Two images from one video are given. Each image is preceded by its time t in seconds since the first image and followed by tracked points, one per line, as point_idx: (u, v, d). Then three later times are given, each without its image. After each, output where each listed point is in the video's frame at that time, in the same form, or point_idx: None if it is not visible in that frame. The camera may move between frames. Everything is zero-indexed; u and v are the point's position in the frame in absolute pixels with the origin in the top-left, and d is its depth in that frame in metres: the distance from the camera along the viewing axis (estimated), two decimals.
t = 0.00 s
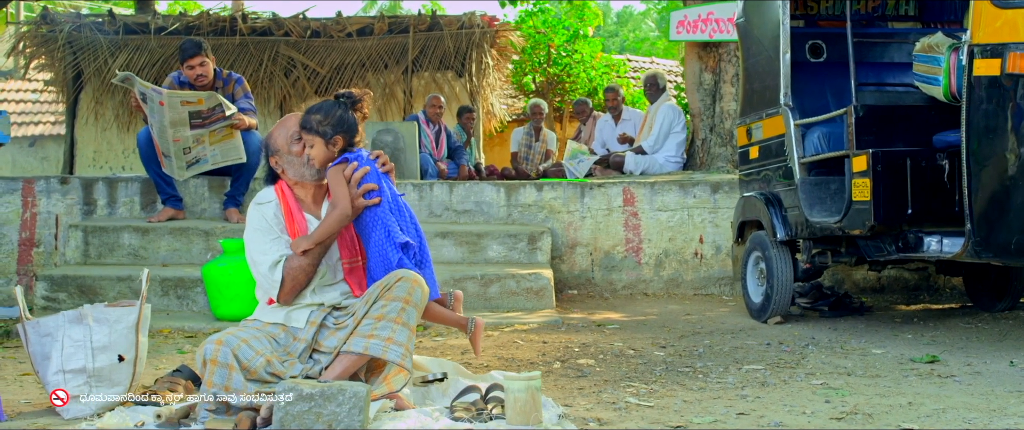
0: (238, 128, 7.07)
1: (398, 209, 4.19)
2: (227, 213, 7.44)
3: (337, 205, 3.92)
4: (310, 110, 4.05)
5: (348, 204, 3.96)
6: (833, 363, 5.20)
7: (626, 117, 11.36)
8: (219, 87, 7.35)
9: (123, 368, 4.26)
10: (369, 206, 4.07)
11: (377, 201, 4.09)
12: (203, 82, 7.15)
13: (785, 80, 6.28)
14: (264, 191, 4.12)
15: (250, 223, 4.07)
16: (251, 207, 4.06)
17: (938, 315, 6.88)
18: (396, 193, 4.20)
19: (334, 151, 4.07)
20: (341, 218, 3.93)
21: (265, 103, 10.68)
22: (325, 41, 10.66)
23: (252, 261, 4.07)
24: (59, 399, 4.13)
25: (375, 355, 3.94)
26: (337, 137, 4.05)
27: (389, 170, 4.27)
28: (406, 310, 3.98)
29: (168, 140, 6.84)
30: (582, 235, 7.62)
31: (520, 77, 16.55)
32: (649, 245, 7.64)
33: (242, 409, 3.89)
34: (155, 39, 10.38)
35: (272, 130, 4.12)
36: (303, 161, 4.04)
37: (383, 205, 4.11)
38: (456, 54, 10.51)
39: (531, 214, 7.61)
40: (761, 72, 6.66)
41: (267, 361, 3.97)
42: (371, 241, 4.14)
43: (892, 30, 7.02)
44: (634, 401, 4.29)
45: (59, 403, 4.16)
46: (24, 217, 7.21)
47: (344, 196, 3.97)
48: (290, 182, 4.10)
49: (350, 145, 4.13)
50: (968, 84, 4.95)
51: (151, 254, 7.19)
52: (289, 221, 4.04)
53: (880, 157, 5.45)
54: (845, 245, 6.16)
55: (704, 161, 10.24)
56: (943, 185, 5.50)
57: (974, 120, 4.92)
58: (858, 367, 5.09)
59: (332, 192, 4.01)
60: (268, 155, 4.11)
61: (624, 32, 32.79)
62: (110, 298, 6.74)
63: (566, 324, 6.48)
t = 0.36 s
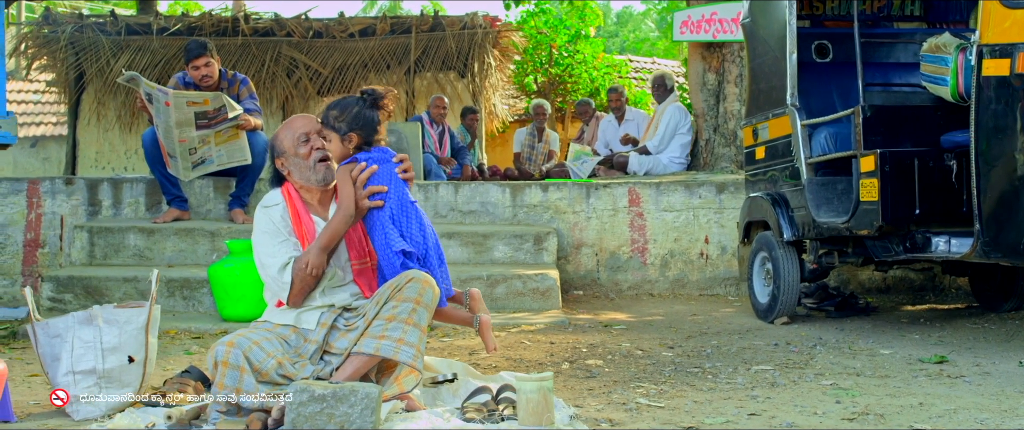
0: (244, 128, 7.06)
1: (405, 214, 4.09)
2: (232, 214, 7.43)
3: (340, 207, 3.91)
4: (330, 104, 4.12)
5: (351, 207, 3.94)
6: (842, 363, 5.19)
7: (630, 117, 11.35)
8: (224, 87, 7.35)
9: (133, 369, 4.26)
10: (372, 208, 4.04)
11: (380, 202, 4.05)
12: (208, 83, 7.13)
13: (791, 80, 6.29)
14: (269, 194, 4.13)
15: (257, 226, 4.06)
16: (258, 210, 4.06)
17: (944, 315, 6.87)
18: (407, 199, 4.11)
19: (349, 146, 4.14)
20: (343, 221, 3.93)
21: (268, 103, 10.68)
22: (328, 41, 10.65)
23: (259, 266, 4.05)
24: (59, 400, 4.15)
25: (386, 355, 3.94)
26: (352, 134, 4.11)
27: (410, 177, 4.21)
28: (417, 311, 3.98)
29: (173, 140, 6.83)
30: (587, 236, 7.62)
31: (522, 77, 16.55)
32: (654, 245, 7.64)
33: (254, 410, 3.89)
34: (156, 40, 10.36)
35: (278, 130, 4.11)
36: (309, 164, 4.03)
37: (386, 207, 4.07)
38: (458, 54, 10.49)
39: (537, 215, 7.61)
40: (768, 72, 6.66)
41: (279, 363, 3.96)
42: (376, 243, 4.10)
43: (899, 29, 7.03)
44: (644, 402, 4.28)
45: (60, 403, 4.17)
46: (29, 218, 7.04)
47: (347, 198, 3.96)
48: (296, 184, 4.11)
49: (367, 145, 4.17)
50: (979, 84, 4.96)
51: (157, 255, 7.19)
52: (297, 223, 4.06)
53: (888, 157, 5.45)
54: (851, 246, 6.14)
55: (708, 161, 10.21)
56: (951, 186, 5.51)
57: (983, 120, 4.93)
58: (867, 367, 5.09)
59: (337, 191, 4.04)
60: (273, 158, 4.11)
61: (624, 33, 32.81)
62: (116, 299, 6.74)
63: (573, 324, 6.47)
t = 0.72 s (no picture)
0: (251, 127, 7.06)
1: (408, 216, 4.07)
2: (238, 213, 7.43)
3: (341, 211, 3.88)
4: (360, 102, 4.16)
5: (352, 211, 3.91)
6: (852, 363, 5.19)
7: (634, 116, 11.35)
8: (230, 86, 7.34)
9: (143, 368, 4.24)
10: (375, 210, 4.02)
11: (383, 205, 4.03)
12: (214, 82, 7.12)
13: (799, 80, 6.28)
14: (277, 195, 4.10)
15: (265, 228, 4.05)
16: (266, 211, 4.04)
17: (951, 315, 6.87)
18: (410, 206, 4.08)
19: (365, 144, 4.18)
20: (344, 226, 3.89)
21: (271, 101, 10.71)
22: (331, 40, 10.65)
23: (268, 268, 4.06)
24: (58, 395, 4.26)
25: (399, 355, 3.93)
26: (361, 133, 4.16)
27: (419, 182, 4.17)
28: (429, 309, 3.96)
29: (180, 139, 6.82)
30: (594, 235, 7.61)
31: (525, 77, 16.54)
32: (660, 245, 7.63)
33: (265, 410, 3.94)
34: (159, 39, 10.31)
35: (290, 127, 4.10)
36: (327, 160, 4.06)
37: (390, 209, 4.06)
38: (462, 53, 10.45)
39: (543, 214, 7.61)
40: (775, 71, 6.65)
41: (290, 361, 3.95)
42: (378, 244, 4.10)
43: (905, 29, 7.00)
44: (655, 402, 4.28)
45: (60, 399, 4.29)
46: (35, 217, 7.22)
47: (349, 202, 3.93)
48: (305, 184, 4.09)
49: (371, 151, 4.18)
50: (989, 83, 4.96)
51: (163, 254, 7.19)
52: (305, 224, 4.04)
53: (897, 156, 5.45)
54: (859, 245, 6.14)
55: (713, 160, 10.18)
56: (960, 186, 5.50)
57: (993, 120, 4.92)
58: (877, 367, 5.09)
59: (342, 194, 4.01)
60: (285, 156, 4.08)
61: (626, 32, 32.82)
62: (123, 298, 6.73)
63: (580, 323, 6.47)
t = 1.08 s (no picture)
0: (257, 127, 7.06)
1: (419, 216, 4.04)
2: (244, 213, 7.43)
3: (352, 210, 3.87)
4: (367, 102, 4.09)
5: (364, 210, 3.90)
6: (861, 363, 5.18)
7: (639, 116, 11.34)
8: (236, 86, 7.34)
9: (154, 368, 4.24)
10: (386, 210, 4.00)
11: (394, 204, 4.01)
12: (221, 81, 7.12)
13: (807, 79, 6.25)
14: (291, 193, 4.12)
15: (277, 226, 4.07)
16: (279, 209, 4.07)
17: (958, 315, 6.86)
18: (421, 204, 4.04)
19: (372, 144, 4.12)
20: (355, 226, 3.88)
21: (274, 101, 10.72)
22: (334, 40, 10.62)
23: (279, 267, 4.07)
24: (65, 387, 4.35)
25: (410, 352, 3.91)
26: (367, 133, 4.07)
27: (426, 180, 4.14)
28: (439, 307, 3.95)
29: (187, 139, 6.82)
30: (600, 235, 7.61)
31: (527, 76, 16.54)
32: (666, 244, 7.63)
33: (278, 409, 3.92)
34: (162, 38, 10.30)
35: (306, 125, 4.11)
36: (344, 160, 4.08)
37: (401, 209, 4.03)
38: (465, 53, 10.43)
39: (549, 214, 7.60)
40: (782, 71, 6.65)
41: (302, 361, 3.93)
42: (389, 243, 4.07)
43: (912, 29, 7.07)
44: (666, 402, 4.27)
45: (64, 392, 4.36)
46: (40, 217, 7.07)
47: (360, 201, 3.92)
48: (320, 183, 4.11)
49: (373, 151, 4.10)
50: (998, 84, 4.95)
51: (169, 254, 7.18)
52: (317, 223, 4.05)
53: (905, 156, 5.44)
54: (867, 245, 6.14)
55: (718, 160, 10.16)
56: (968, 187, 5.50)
57: (1003, 120, 4.92)
58: (887, 367, 5.08)
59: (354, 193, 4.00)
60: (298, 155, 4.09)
61: (627, 32, 32.82)
62: (130, 298, 6.73)
63: (587, 323, 6.47)
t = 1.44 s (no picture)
0: (262, 128, 7.06)
1: (429, 217, 4.12)
2: (250, 215, 7.42)
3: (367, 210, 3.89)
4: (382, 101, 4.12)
5: (378, 210, 3.93)
6: (869, 364, 5.18)
7: (643, 117, 11.31)
8: (241, 88, 7.33)
9: (164, 370, 4.23)
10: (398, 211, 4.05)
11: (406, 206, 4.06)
12: (226, 83, 7.12)
13: (813, 80, 6.25)
14: (297, 197, 4.12)
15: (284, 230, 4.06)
16: (285, 213, 4.06)
17: (964, 316, 6.86)
18: (431, 206, 4.13)
19: (380, 144, 4.15)
20: (370, 226, 3.91)
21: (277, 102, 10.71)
22: (336, 42, 10.57)
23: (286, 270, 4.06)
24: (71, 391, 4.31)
25: (420, 353, 3.90)
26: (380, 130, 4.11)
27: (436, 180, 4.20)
28: (450, 307, 3.95)
29: (192, 141, 6.81)
30: (605, 236, 7.61)
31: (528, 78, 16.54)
32: (672, 246, 7.63)
33: (288, 412, 3.90)
34: (163, 40, 10.18)
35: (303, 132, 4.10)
36: (326, 175, 4.02)
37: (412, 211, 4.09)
38: (468, 55, 10.39)
39: (554, 216, 7.60)
40: (788, 73, 6.64)
41: (312, 364, 3.92)
42: (399, 245, 4.11)
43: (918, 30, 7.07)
44: (677, 403, 4.27)
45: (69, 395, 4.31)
46: (46, 219, 7.24)
47: (375, 201, 3.95)
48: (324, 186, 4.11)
49: (395, 147, 4.15)
50: (1007, 85, 4.95)
51: (175, 256, 7.17)
52: (323, 225, 4.04)
53: (913, 158, 5.42)
54: (874, 246, 6.12)
55: (721, 161, 10.17)
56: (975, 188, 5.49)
57: (1012, 122, 4.92)
58: (895, 368, 5.08)
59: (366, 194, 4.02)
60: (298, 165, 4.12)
61: (627, 33, 32.83)
62: (136, 300, 6.73)
63: (594, 325, 6.46)
